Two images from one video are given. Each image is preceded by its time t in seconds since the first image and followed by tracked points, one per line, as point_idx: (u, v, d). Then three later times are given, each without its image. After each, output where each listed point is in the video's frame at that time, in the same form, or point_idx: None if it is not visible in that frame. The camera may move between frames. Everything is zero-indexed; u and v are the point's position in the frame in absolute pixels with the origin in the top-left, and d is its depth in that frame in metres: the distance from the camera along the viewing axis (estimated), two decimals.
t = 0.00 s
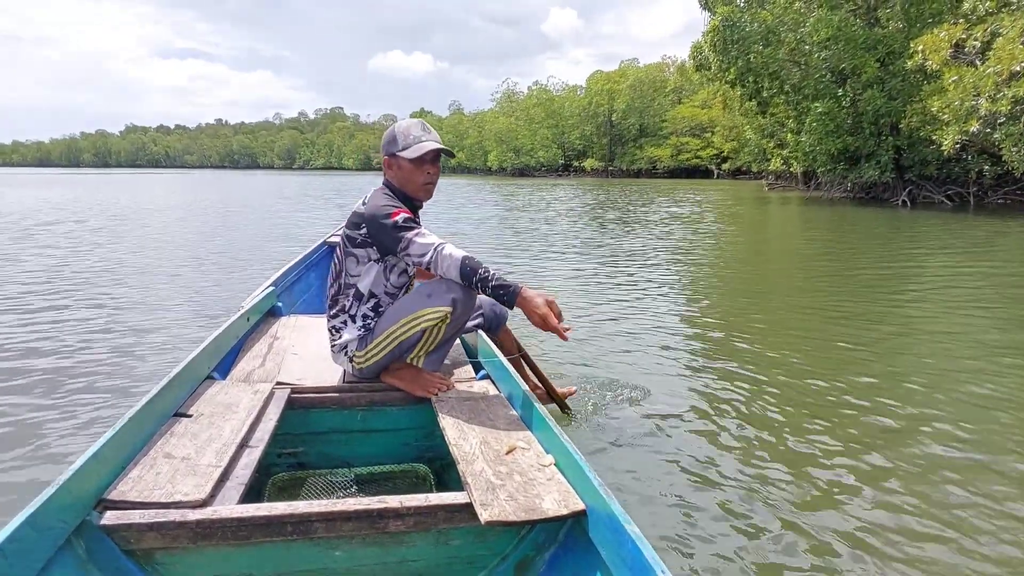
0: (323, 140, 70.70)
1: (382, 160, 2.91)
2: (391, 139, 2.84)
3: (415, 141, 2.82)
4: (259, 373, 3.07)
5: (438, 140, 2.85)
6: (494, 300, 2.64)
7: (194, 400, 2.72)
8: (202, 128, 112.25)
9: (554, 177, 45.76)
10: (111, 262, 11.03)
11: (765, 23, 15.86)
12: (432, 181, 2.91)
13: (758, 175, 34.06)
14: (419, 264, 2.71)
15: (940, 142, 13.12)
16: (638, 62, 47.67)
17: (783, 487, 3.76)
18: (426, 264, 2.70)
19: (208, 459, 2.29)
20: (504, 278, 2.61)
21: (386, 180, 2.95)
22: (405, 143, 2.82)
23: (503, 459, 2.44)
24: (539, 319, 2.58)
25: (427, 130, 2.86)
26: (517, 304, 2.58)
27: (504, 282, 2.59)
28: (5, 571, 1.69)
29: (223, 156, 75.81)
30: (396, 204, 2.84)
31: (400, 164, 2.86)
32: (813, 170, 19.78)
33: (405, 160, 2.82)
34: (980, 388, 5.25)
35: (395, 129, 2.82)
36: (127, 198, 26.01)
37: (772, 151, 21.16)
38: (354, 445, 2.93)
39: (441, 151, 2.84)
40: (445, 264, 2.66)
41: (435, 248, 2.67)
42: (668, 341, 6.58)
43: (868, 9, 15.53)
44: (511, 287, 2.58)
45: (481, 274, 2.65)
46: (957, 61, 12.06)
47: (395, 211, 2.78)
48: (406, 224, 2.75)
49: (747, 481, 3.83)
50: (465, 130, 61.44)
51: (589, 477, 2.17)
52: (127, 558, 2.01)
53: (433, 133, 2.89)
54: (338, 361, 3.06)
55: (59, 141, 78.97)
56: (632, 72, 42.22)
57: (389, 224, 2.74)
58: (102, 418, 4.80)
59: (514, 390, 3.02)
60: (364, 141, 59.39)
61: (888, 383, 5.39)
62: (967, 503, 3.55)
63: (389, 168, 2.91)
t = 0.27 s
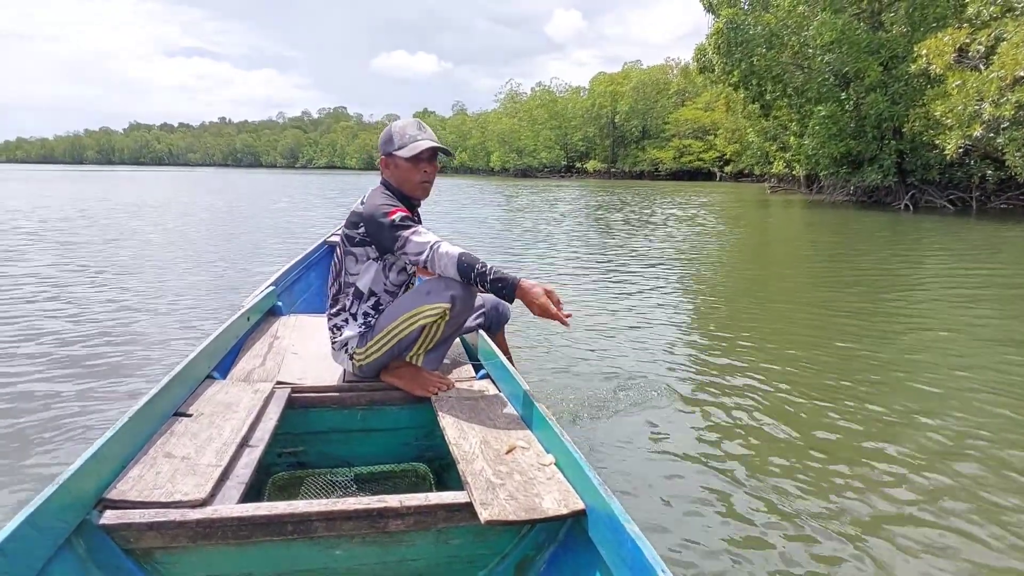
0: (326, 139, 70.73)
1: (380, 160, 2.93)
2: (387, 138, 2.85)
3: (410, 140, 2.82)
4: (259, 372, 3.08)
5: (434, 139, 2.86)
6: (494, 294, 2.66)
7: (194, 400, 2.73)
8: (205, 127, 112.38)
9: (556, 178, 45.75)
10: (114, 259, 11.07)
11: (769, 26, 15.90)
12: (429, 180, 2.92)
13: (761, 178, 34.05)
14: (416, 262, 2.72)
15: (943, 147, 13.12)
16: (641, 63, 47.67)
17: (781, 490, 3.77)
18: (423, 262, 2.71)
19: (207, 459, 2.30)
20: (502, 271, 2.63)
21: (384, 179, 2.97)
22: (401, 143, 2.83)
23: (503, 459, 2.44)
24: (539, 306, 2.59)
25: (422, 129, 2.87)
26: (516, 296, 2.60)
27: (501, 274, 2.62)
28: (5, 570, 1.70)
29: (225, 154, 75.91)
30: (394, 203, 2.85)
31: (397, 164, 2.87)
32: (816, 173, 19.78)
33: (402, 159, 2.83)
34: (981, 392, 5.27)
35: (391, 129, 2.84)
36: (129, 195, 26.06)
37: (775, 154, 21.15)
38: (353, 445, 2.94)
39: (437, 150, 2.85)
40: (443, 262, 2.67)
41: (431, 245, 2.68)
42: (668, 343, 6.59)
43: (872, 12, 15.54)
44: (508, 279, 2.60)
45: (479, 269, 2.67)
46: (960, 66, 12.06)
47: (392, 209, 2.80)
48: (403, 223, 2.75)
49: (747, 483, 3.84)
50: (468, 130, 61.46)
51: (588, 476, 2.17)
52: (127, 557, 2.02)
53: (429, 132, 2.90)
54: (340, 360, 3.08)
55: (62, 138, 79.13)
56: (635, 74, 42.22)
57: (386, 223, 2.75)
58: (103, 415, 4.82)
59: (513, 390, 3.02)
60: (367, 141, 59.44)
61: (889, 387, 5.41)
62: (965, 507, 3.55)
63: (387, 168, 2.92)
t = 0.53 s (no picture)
0: (328, 139, 70.82)
1: (375, 161, 2.96)
2: (382, 139, 2.89)
3: (404, 140, 2.85)
4: (260, 372, 3.10)
5: (428, 139, 2.89)
6: (493, 288, 2.68)
7: (194, 400, 2.76)
8: (208, 127, 112.59)
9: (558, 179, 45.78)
10: (116, 259, 11.11)
11: (771, 29, 15.92)
12: (424, 179, 2.95)
13: (763, 180, 34.04)
14: (411, 261, 2.74)
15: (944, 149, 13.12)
16: (643, 64, 47.68)
17: (779, 492, 3.79)
18: (418, 261, 2.73)
19: (208, 459, 2.33)
20: (499, 264, 2.67)
21: (380, 180, 3.00)
22: (395, 143, 2.86)
23: (503, 459, 2.47)
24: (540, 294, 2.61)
25: (417, 128, 2.89)
26: (515, 288, 2.63)
27: (500, 267, 2.66)
28: (7, 569, 1.72)
29: (228, 154, 76.03)
30: (389, 203, 2.88)
31: (392, 164, 2.90)
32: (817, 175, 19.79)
33: (397, 159, 2.86)
34: (980, 394, 5.30)
35: (385, 129, 2.87)
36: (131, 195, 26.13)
37: (776, 155, 21.14)
38: (354, 444, 2.97)
39: (432, 149, 2.88)
40: (437, 260, 2.69)
41: (426, 244, 2.71)
42: (668, 344, 6.61)
43: (873, 15, 15.54)
44: (507, 271, 2.64)
45: (475, 264, 2.70)
46: (962, 69, 12.06)
47: (387, 209, 2.83)
48: (398, 222, 2.77)
49: (745, 485, 3.86)
50: (470, 130, 61.51)
51: (588, 476, 2.20)
52: (128, 557, 2.05)
53: (423, 131, 2.92)
54: (340, 358, 3.10)
55: (65, 137, 79.31)
56: (638, 75, 42.24)
57: (380, 223, 2.78)
58: (106, 414, 4.86)
59: (514, 389, 3.03)
60: (369, 141, 59.51)
61: (889, 388, 5.43)
62: (963, 510, 3.57)
63: (382, 168, 2.96)
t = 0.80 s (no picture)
0: (331, 140, 70.87)
1: (369, 163, 2.96)
2: (374, 141, 2.89)
3: (397, 142, 2.85)
4: (259, 374, 3.10)
5: (420, 139, 2.89)
6: (483, 287, 2.67)
7: (194, 401, 2.76)
8: (211, 129, 112.79)
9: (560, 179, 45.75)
10: (118, 261, 11.13)
11: (772, 27, 15.88)
12: (417, 180, 2.94)
13: (765, 179, 33.99)
14: (403, 264, 2.74)
15: (947, 147, 13.07)
16: (645, 64, 47.62)
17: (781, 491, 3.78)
18: (410, 263, 2.72)
19: (208, 460, 2.32)
20: (490, 264, 2.66)
21: (373, 182, 3.00)
22: (387, 145, 2.86)
23: (503, 460, 2.46)
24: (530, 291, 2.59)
25: (408, 129, 2.89)
26: (507, 286, 2.62)
27: (490, 266, 2.64)
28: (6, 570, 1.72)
29: (230, 156, 76.07)
30: (382, 205, 2.89)
31: (384, 165, 2.90)
32: (820, 174, 19.75)
33: (389, 160, 2.86)
34: (983, 392, 5.29)
35: (377, 132, 2.87)
36: (133, 198, 26.15)
37: (779, 154, 21.08)
38: (353, 446, 2.96)
39: (424, 149, 2.88)
40: (429, 261, 2.69)
41: (418, 247, 2.70)
42: (669, 344, 6.59)
43: (876, 12, 15.51)
44: (498, 270, 2.63)
45: (466, 264, 2.68)
46: (964, 66, 12.04)
47: (379, 211, 2.83)
48: (390, 225, 2.79)
49: (748, 484, 3.84)
50: (472, 131, 61.53)
51: (588, 477, 2.18)
52: (127, 558, 2.04)
53: (415, 132, 2.92)
54: (339, 361, 3.11)
55: (68, 140, 79.46)
56: (639, 75, 42.22)
57: (373, 226, 2.79)
58: (107, 416, 4.86)
59: (513, 390, 3.01)
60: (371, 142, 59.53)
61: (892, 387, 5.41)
62: (966, 509, 3.56)
63: (375, 170, 2.96)
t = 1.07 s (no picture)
0: (332, 140, 70.75)
1: (360, 163, 2.85)
2: (365, 140, 2.77)
3: (389, 140, 2.74)
4: (254, 376, 2.98)
5: (413, 137, 2.78)
6: (478, 288, 2.57)
7: (189, 404, 2.64)
8: (212, 130, 112.79)
9: (563, 177, 45.60)
10: (118, 263, 11.01)
11: (777, 21, 15.65)
12: (410, 179, 2.83)
13: (770, 175, 33.78)
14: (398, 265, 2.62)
15: (956, 141, 12.95)
16: (648, 60, 47.44)
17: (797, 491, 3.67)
18: (404, 265, 2.61)
19: (203, 464, 2.21)
20: (486, 263, 2.55)
21: (364, 182, 2.88)
22: (379, 143, 2.75)
23: (503, 464, 2.34)
24: (526, 293, 2.47)
25: (400, 127, 2.78)
26: (503, 286, 2.51)
27: (486, 266, 2.55)
28: None
29: (232, 157, 75.98)
30: (375, 205, 2.77)
31: (377, 164, 2.79)
32: (826, 169, 19.59)
33: (381, 159, 2.75)
34: (997, 388, 5.18)
35: (369, 130, 2.75)
36: (135, 199, 26.04)
37: (784, 150, 20.94)
38: (350, 450, 2.84)
39: (417, 148, 2.78)
40: (423, 263, 2.57)
41: (411, 248, 2.59)
42: (675, 343, 6.47)
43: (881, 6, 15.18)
44: (493, 270, 2.53)
45: (462, 265, 2.58)
46: (972, 59, 11.92)
47: (372, 212, 2.72)
48: (382, 225, 2.67)
49: (760, 485, 3.73)
50: (474, 130, 61.38)
51: (589, 481, 2.07)
52: (122, 562, 1.92)
53: (407, 129, 2.81)
54: (333, 366, 2.98)
55: (70, 142, 79.44)
56: (642, 72, 42.06)
57: (364, 227, 2.68)
58: (103, 419, 4.75)
59: (513, 394, 2.88)
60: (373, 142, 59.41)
61: (904, 383, 5.29)
62: (987, 511, 3.44)
63: (366, 170, 2.84)
